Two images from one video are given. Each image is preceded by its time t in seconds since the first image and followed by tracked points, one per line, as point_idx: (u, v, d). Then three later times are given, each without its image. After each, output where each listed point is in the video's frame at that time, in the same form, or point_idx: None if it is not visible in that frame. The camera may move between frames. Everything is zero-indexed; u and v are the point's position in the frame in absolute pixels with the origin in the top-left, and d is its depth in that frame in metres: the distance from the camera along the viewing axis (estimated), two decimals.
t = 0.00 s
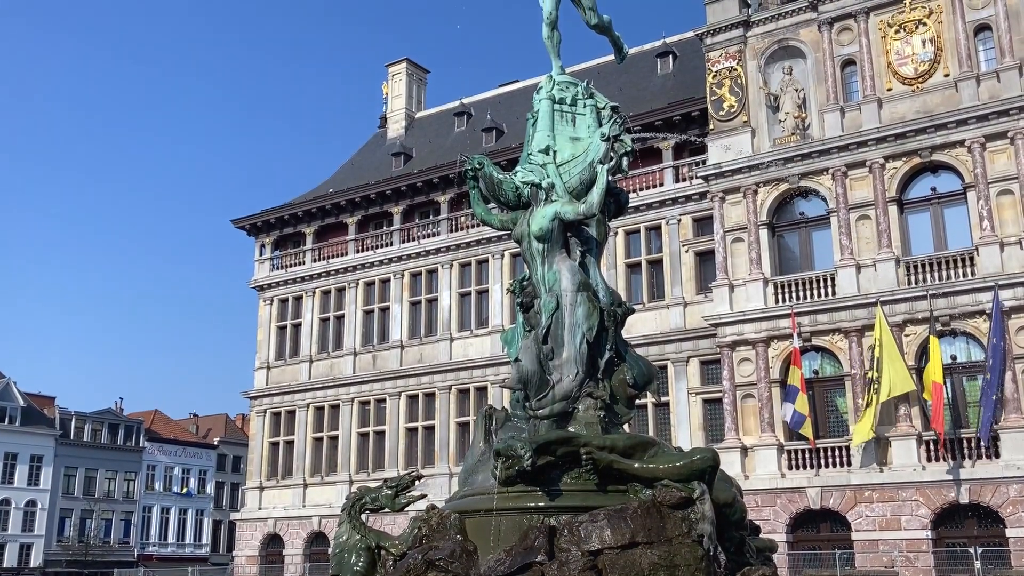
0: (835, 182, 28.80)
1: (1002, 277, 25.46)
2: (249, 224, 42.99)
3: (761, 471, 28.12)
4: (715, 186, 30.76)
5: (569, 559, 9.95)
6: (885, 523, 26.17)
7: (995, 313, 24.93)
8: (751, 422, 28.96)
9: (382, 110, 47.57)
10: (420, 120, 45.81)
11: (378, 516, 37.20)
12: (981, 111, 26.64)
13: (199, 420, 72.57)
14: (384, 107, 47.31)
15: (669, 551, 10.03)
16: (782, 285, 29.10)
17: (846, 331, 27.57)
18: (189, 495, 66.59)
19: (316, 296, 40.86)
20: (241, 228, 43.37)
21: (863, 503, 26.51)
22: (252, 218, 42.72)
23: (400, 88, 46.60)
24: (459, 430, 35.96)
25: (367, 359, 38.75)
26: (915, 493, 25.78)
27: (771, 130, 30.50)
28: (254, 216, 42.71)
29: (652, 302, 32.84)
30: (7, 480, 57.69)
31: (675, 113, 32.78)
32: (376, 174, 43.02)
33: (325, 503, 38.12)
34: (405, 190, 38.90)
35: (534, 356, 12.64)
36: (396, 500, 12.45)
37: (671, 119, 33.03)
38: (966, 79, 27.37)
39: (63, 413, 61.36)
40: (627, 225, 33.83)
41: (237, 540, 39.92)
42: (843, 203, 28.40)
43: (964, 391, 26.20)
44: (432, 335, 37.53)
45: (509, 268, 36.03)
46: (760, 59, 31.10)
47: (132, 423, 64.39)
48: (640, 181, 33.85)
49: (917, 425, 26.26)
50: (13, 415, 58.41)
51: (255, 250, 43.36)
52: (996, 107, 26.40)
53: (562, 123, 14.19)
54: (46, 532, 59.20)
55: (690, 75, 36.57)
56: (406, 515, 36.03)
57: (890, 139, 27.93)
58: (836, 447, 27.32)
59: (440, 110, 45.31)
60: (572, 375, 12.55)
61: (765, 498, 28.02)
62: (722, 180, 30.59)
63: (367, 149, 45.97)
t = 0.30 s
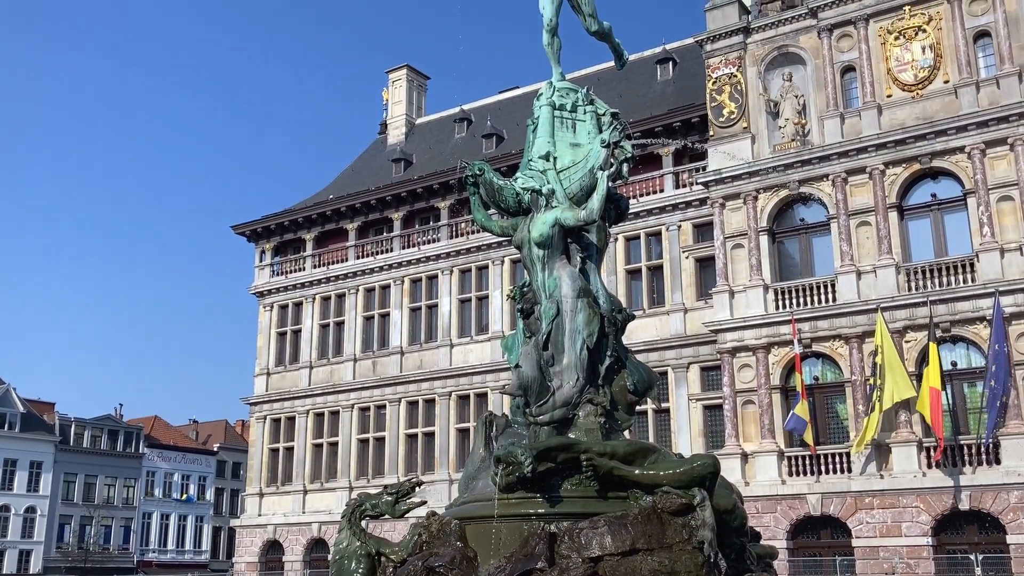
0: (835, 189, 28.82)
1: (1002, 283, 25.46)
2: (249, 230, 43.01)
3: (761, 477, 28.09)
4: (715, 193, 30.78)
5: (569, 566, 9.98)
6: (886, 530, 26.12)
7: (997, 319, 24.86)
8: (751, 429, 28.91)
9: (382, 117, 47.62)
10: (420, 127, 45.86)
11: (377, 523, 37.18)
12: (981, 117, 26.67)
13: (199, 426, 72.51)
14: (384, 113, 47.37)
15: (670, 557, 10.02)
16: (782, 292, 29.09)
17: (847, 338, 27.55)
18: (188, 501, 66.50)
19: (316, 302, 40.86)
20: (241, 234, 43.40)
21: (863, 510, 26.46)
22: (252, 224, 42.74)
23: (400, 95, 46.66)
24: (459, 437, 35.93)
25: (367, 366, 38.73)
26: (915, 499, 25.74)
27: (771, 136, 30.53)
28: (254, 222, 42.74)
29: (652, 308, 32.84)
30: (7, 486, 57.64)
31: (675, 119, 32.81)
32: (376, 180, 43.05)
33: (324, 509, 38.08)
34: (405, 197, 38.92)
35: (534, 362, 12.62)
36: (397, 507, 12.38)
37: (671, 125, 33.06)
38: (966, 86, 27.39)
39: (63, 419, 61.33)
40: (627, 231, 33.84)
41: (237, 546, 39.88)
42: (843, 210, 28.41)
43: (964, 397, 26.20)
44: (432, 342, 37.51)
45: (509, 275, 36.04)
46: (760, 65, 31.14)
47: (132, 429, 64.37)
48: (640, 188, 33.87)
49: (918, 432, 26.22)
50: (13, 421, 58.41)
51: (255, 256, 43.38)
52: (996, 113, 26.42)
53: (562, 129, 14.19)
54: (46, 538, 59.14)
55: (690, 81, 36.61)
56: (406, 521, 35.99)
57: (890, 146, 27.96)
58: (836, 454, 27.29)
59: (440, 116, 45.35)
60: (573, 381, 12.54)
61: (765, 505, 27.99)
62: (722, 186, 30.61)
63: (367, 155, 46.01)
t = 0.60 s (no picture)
0: (834, 195, 28.86)
1: (1001, 290, 25.47)
2: (249, 236, 43.03)
3: (761, 484, 28.08)
4: (714, 199, 30.81)
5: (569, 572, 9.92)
6: (886, 536, 26.09)
7: (998, 325, 24.81)
8: (751, 435, 28.90)
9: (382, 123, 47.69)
10: (420, 133, 45.91)
11: (377, 529, 37.15)
12: (980, 123, 26.71)
13: (198, 432, 72.44)
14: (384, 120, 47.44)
15: (670, 563, 10.01)
16: (782, 298, 29.10)
17: (846, 344, 27.55)
18: (188, 507, 66.39)
19: (316, 308, 40.86)
20: (241, 240, 43.42)
21: (863, 516, 26.45)
22: (252, 230, 42.77)
23: (400, 101, 46.72)
24: (459, 443, 35.90)
25: (367, 372, 38.71)
26: (916, 505, 25.70)
27: (770, 143, 30.58)
28: (254, 228, 42.77)
29: (652, 314, 32.84)
30: (6, 493, 57.57)
31: (675, 125, 32.85)
32: (376, 186, 43.08)
33: (324, 516, 38.03)
34: (405, 203, 38.95)
35: (534, 368, 12.61)
36: (396, 513, 12.41)
37: (671, 132, 33.09)
38: (965, 92, 27.45)
39: (63, 426, 61.32)
40: (627, 237, 33.87)
41: (236, 552, 39.83)
42: (842, 216, 28.44)
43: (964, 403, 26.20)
44: (432, 347, 37.50)
45: (508, 281, 36.05)
46: (759, 72, 31.18)
47: (132, 435, 64.31)
48: (640, 194, 33.90)
49: (919, 438, 26.22)
50: (13, 427, 58.38)
51: (255, 262, 43.40)
52: (996, 120, 26.45)
53: (562, 136, 14.20)
54: (45, 545, 59.06)
55: (689, 88, 36.67)
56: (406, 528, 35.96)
57: (890, 152, 27.99)
58: (837, 460, 27.29)
59: (440, 122, 45.40)
60: (573, 388, 12.54)
61: (766, 511, 27.96)
62: (722, 192, 30.65)
63: (367, 161, 46.06)
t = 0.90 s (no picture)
0: (833, 201, 28.88)
1: (1001, 295, 25.46)
2: (249, 242, 43.04)
3: (761, 490, 28.03)
4: (714, 205, 30.81)
5: None
6: (886, 542, 26.03)
7: (997, 331, 24.83)
8: (751, 441, 28.87)
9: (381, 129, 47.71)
10: (420, 139, 45.94)
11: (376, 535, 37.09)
12: (979, 129, 26.72)
13: (197, 438, 72.35)
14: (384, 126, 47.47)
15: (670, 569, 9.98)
16: (782, 304, 29.09)
17: (846, 350, 27.54)
18: (187, 513, 66.24)
19: (315, 314, 40.84)
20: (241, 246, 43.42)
21: (864, 522, 26.39)
22: (252, 235, 42.78)
23: (400, 107, 46.76)
24: (458, 449, 35.87)
25: (366, 378, 38.67)
26: (916, 512, 25.66)
27: (770, 149, 30.62)
28: (254, 234, 42.77)
29: (652, 320, 32.83)
30: (5, 499, 57.49)
31: (674, 131, 32.85)
32: (376, 192, 43.10)
33: (324, 522, 37.96)
34: (405, 209, 38.96)
35: (534, 375, 12.59)
36: (395, 519, 12.34)
37: (671, 138, 33.10)
38: (965, 98, 27.47)
39: (62, 432, 61.26)
40: (627, 243, 33.87)
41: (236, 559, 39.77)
42: (842, 222, 28.44)
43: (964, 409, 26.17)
44: (431, 353, 37.48)
45: (508, 286, 36.03)
46: (759, 78, 31.21)
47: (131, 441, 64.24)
48: (640, 200, 33.90)
49: (920, 445, 26.17)
50: (12, 433, 58.37)
51: (255, 268, 43.40)
52: (995, 126, 26.45)
53: (562, 142, 14.20)
54: (44, 551, 58.97)
55: (689, 94, 36.70)
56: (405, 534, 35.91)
57: (889, 158, 28.00)
58: (837, 466, 27.26)
59: (439, 128, 45.44)
60: (573, 394, 12.53)
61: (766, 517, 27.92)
62: (722, 199, 30.65)
63: (366, 167, 46.08)
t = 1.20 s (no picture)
0: (833, 207, 28.91)
1: (1001, 301, 25.45)
2: (249, 247, 43.06)
3: (762, 496, 28.00)
4: (714, 211, 30.83)
5: None
6: (887, 549, 25.99)
7: (997, 337, 24.82)
8: (751, 447, 28.83)
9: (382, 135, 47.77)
10: (420, 145, 45.98)
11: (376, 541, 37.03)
12: (979, 135, 26.74)
13: (198, 445, 72.26)
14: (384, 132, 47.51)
15: None
16: (782, 309, 29.09)
17: (846, 356, 27.53)
18: (186, 520, 66.12)
19: (315, 320, 40.83)
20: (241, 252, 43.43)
21: (864, 528, 26.36)
22: (253, 241, 42.80)
23: (400, 113, 46.82)
24: (458, 455, 35.85)
25: (366, 384, 38.64)
26: (917, 518, 25.63)
27: (770, 154, 30.65)
28: (254, 240, 42.79)
29: (652, 326, 32.82)
30: (5, 505, 57.43)
31: (674, 137, 32.88)
32: (376, 198, 43.12)
33: (323, 528, 37.91)
34: (405, 214, 38.99)
35: (534, 381, 12.57)
36: (395, 525, 12.31)
37: (671, 144, 33.12)
38: (964, 104, 27.51)
39: (62, 438, 61.22)
40: (627, 249, 33.88)
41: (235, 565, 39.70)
42: (842, 227, 28.46)
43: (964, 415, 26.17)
44: (431, 359, 37.46)
45: (508, 292, 36.03)
46: (759, 84, 31.25)
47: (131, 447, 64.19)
48: (640, 206, 33.91)
49: (920, 451, 26.15)
50: (12, 439, 58.37)
51: (255, 274, 43.41)
52: (995, 132, 26.48)
53: (562, 148, 14.22)
54: (43, 558, 58.90)
55: (689, 100, 36.74)
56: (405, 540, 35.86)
57: (889, 164, 28.01)
58: (837, 472, 27.23)
59: (439, 134, 45.47)
60: (573, 399, 12.52)
61: (766, 523, 27.88)
62: (722, 204, 30.68)
63: (367, 173, 46.11)
